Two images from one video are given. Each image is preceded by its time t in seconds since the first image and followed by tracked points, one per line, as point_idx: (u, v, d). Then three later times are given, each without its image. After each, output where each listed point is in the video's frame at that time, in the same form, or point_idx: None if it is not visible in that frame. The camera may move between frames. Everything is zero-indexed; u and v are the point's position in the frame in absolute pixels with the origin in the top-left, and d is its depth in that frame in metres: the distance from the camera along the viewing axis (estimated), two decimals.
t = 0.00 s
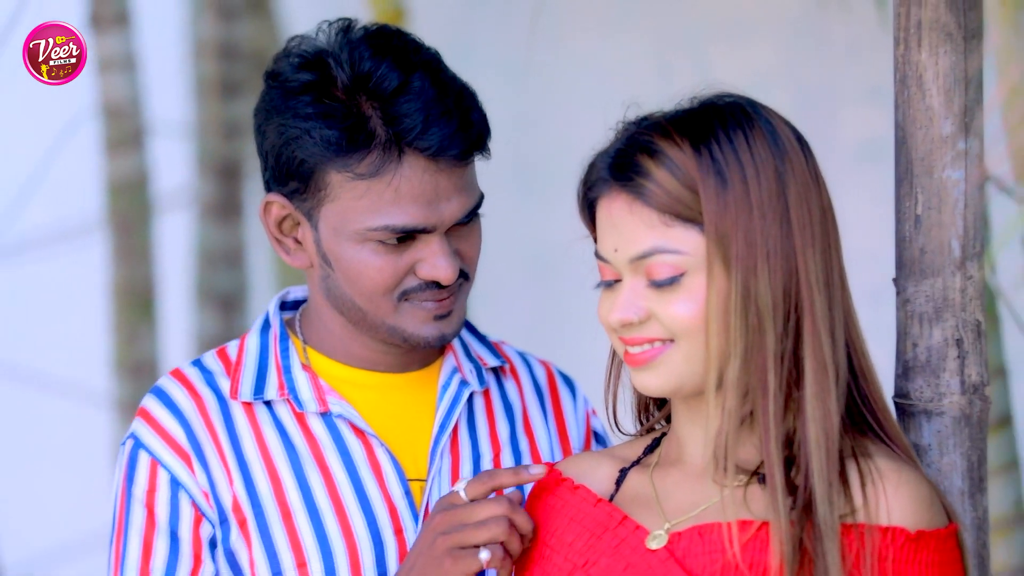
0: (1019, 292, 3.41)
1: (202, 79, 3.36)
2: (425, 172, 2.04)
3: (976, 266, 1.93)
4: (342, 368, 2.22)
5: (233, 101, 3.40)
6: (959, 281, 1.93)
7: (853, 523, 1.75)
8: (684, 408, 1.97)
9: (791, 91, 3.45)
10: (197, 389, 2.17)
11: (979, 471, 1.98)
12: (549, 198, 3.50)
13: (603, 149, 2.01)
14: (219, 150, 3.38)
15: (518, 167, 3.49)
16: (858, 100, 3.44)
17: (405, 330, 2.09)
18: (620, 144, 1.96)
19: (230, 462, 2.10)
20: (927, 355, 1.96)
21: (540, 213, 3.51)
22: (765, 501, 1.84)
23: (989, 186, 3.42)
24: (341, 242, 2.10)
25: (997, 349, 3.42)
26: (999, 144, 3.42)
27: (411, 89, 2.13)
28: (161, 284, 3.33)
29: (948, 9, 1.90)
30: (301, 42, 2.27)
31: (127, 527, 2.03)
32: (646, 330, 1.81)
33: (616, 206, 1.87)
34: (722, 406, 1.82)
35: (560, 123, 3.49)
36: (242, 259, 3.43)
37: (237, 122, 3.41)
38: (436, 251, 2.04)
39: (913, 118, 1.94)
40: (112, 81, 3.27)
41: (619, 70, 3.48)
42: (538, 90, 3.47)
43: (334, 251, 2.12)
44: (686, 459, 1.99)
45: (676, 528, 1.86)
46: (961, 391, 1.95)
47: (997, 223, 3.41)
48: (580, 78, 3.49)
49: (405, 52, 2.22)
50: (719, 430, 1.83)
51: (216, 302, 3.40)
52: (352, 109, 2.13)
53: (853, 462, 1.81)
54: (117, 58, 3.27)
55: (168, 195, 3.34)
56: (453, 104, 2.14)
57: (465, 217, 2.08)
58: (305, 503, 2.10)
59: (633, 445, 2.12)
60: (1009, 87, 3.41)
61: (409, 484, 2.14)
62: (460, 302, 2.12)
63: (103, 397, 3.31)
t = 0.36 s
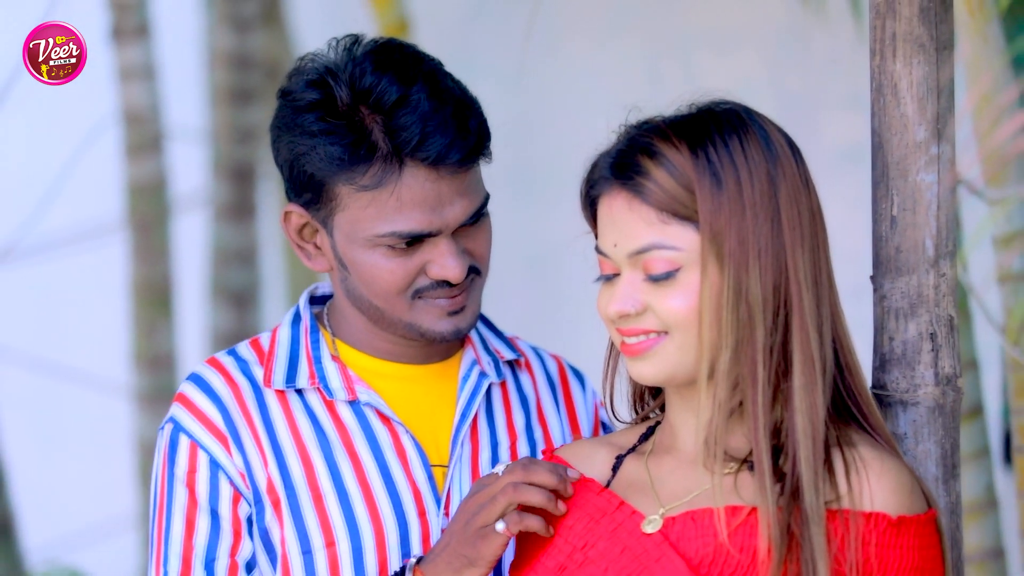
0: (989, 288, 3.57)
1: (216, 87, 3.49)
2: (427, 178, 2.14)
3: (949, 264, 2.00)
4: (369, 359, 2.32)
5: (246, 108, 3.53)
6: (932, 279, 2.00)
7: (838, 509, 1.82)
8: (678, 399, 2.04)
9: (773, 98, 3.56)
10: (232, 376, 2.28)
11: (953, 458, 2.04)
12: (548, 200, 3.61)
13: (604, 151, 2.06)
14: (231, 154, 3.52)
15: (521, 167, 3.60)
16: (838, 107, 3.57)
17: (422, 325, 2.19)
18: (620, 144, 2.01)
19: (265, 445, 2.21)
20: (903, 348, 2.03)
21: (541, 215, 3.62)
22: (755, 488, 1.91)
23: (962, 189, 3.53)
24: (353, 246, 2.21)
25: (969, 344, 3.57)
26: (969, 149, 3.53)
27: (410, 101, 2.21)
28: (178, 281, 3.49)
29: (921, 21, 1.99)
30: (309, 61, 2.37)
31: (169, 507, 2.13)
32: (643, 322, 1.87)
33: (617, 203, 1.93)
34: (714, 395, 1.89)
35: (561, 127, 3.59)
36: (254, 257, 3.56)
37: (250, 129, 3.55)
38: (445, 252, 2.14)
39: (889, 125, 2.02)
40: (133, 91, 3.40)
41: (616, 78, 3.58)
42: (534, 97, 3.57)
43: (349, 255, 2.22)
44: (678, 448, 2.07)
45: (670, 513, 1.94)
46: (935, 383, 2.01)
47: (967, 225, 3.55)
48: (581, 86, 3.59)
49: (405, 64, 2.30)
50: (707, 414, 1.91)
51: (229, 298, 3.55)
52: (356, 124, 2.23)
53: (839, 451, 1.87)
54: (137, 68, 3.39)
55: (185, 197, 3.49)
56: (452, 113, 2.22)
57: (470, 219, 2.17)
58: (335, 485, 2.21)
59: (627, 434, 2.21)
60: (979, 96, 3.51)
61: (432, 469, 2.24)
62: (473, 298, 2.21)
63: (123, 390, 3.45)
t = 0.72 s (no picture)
0: (979, 284, 3.61)
1: (218, 86, 3.52)
2: (427, 174, 2.17)
3: (941, 260, 2.00)
4: (384, 354, 2.35)
5: (248, 106, 3.55)
6: (924, 275, 2.00)
7: (838, 502, 1.84)
8: (677, 394, 2.04)
9: (766, 97, 3.60)
10: (250, 369, 2.30)
11: (945, 451, 2.04)
12: (547, 198, 3.64)
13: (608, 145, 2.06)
14: (234, 151, 3.54)
15: (520, 166, 3.64)
16: (832, 108, 3.59)
17: (431, 319, 2.22)
18: (625, 140, 2.01)
19: (283, 437, 2.24)
20: (895, 343, 2.03)
21: (540, 213, 3.65)
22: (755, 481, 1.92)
23: (951, 186, 3.58)
24: (360, 243, 2.24)
25: (960, 338, 3.61)
26: (959, 146, 3.56)
27: (410, 99, 2.24)
28: (180, 278, 3.53)
29: (912, 21, 1.98)
30: (314, 64, 2.41)
31: (192, 496, 2.15)
32: (649, 316, 1.86)
33: (625, 198, 1.92)
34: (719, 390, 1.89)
35: (560, 125, 3.63)
36: (256, 253, 3.59)
37: (252, 126, 3.56)
38: (452, 247, 2.17)
39: (881, 123, 2.01)
40: (136, 89, 3.43)
41: (614, 76, 3.62)
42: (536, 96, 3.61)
43: (357, 252, 2.26)
44: (677, 441, 2.07)
45: (670, 507, 1.95)
46: (927, 377, 2.01)
47: (958, 221, 3.60)
48: (580, 85, 3.62)
49: (408, 63, 2.33)
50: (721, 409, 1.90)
51: (230, 294, 3.58)
52: (357, 124, 2.25)
53: (838, 445, 1.88)
54: (140, 67, 3.43)
55: (188, 194, 3.53)
56: (452, 110, 2.25)
57: (474, 214, 2.20)
58: (352, 477, 2.24)
59: (622, 427, 2.22)
60: (969, 95, 3.54)
61: (446, 462, 2.28)
62: (481, 291, 2.24)
63: (126, 383, 3.51)
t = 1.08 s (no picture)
0: (978, 279, 3.61)
1: (218, 82, 3.52)
2: (427, 169, 2.17)
3: (940, 257, 2.00)
4: (393, 351, 2.34)
5: (247, 102, 3.55)
6: (923, 271, 2.00)
7: (839, 499, 1.82)
8: (675, 391, 2.04)
9: (766, 93, 3.59)
10: (259, 364, 2.30)
11: (945, 447, 2.04)
12: (547, 195, 3.64)
13: (611, 140, 2.05)
14: (234, 147, 3.54)
15: (520, 164, 3.65)
16: (833, 104, 3.58)
17: (436, 315, 2.22)
18: (630, 135, 2.00)
19: (293, 432, 2.24)
20: (895, 339, 2.02)
21: (540, 210, 3.65)
22: (754, 479, 1.90)
23: (950, 182, 3.59)
24: (363, 239, 2.24)
25: (959, 334, 3.61)
26: (958, 141, 3.57)
27: (409, 95, 2.24)
28: (180, 274, 3.53)
29: (911, 18, 1.98)
30: (316, 62, 2.41)
31: (204, 489, 2.14)
32: (654, 312, 1.86)
33: (630, 193, 1.91)
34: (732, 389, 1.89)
35: (559, 122, 3.63)
36: (256, 250, 3.59)
37: (251, 123, 3.56)
38: (454, 242, 2.16)
39: (880, 120, 2.01)
40: (136, 85, 3.43)
41: (614, 73, 3.61)
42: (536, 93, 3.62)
43: (360, 248, 2.26)
44: (674, 438, 2.05)
45: (668, 504, 1.94)
46: (927, 374, 2.01)
47: (958, 215, 3.61)
48: (580, 82, 3.62)
49: (408, 58, 2.32)
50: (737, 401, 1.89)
51: (230, 291, 3.58)
52: (356, 120, 2.25)
53: (837, 442, 1.87)
54: (140, 63, 3.43)
55: (188, 190, 3.52)
56: (452, 105, 2.25)
57: (476, 209, 2.19)
58: (360, 474, 2.24)
59: (617, 424, 2.22)
60: (967, 91, 3.55)
61: (455, 460, 2.27)
62: (486, 286, 2.24)
63: (126, 379, 3.51)
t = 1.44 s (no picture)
0: (979, 277, 3.61)
1: (219, 80, 3.53)
2: (426, 164, 2.17)
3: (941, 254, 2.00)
4: (400, 348, 2.34)
5: (247, 100, 3.56)
6: (924, 269, 2.00)
7: (836, 497, 1.82)
8: (672, 388, 2.04)
9: (767, 90, 3.59)
10: (268, 361, 2.30)
11: (946, 445, 2.03)
12: (548, 193, 3.64)
13: (612, 137, 2.04)
14: (234, 145, 3.55)
15: (521, 162, 3.64)
16: (833, 102, 3.58)
17: (442, 311, 2.22)
18: (633, 131, 1.99)
19: (302, 428, 2.24)
20: (895, 336, 2.02)
21: (540, 207, 3.65)
22: (751, 475, 1.90)
23: (951, 179, 3.58)
24: (365, 236, 2.24)
25: (960, 331, 3.62)
26: (959, 138, 3.57)
27: (406, 90, 2.24)
28: (181, 271, 3.53)
29: (912, 14, 1.98)
30: (315, 60, 2.41)
31: (218, 484, 2.15)
32: (657, 308, 1.85)
33: (634, 189, 1.90)
34: (733, 383, 1.89)
35: (559, 119, 3.63)
36: (256, 246, 3.59)
37: (251, 120, 3.57)
38: (457, 237, 2.16)
39: (881, 117, 2.01)
40: (137, 83, 3.43)
41: (614, 70, 3.62)
42: (535, 91, 3.62)
43: (362, 245, 2.26)
44: (671, 437, 2.04)
45: (667, 502, 1.93)
46: (927, 371, 2.00)
47: (958, 212, 3.60)
48: (580, 80, 3.62)
49: (406, 55, 2.32)
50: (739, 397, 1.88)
51: (230, 288, 3.58)
52: (354, 117, 2.26)
53: (835, 441, 1.86)
54: (141, 61, 3.43)
55: (189, 187, 3.53)
56: (449, 100, 2.24)
57: (477, 204, 2.19)
58: (369, 471, 2.24)
59: (616, 421, 2.21)
60: (968, 87, 3.55)
61: (463, 458, 2.27)
62: (490, 280, 2.23)
63: (126, 376, 3.51)
